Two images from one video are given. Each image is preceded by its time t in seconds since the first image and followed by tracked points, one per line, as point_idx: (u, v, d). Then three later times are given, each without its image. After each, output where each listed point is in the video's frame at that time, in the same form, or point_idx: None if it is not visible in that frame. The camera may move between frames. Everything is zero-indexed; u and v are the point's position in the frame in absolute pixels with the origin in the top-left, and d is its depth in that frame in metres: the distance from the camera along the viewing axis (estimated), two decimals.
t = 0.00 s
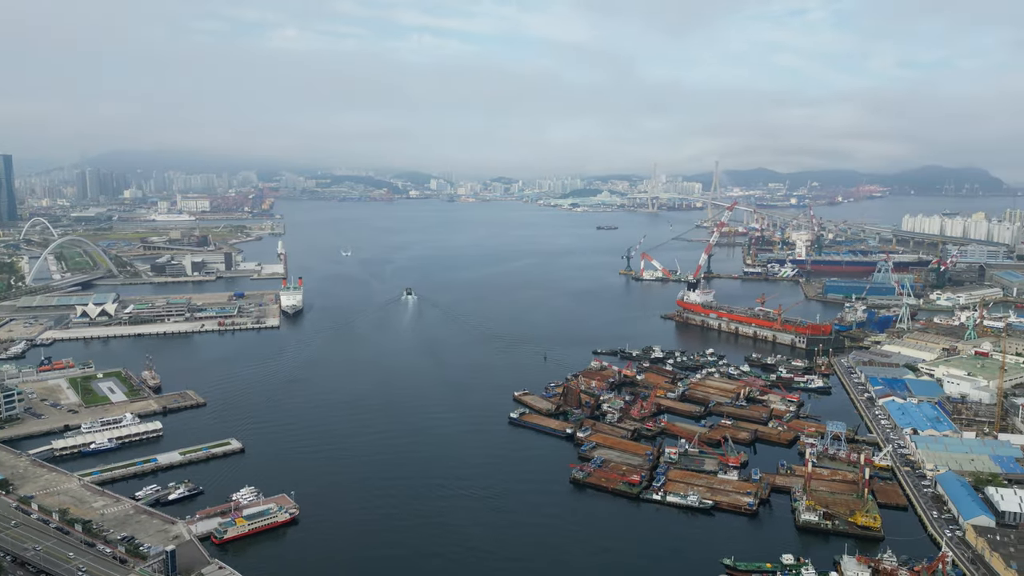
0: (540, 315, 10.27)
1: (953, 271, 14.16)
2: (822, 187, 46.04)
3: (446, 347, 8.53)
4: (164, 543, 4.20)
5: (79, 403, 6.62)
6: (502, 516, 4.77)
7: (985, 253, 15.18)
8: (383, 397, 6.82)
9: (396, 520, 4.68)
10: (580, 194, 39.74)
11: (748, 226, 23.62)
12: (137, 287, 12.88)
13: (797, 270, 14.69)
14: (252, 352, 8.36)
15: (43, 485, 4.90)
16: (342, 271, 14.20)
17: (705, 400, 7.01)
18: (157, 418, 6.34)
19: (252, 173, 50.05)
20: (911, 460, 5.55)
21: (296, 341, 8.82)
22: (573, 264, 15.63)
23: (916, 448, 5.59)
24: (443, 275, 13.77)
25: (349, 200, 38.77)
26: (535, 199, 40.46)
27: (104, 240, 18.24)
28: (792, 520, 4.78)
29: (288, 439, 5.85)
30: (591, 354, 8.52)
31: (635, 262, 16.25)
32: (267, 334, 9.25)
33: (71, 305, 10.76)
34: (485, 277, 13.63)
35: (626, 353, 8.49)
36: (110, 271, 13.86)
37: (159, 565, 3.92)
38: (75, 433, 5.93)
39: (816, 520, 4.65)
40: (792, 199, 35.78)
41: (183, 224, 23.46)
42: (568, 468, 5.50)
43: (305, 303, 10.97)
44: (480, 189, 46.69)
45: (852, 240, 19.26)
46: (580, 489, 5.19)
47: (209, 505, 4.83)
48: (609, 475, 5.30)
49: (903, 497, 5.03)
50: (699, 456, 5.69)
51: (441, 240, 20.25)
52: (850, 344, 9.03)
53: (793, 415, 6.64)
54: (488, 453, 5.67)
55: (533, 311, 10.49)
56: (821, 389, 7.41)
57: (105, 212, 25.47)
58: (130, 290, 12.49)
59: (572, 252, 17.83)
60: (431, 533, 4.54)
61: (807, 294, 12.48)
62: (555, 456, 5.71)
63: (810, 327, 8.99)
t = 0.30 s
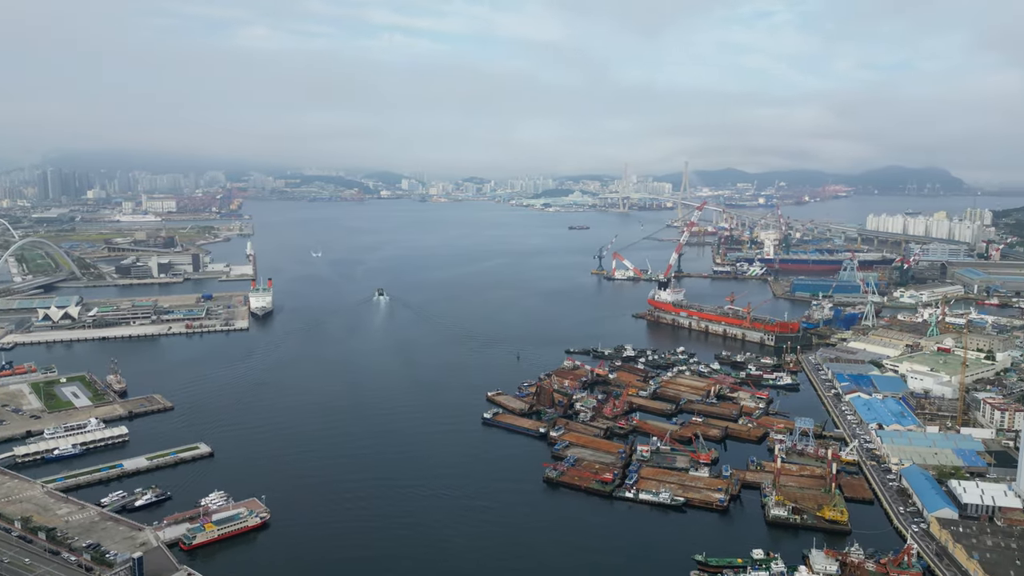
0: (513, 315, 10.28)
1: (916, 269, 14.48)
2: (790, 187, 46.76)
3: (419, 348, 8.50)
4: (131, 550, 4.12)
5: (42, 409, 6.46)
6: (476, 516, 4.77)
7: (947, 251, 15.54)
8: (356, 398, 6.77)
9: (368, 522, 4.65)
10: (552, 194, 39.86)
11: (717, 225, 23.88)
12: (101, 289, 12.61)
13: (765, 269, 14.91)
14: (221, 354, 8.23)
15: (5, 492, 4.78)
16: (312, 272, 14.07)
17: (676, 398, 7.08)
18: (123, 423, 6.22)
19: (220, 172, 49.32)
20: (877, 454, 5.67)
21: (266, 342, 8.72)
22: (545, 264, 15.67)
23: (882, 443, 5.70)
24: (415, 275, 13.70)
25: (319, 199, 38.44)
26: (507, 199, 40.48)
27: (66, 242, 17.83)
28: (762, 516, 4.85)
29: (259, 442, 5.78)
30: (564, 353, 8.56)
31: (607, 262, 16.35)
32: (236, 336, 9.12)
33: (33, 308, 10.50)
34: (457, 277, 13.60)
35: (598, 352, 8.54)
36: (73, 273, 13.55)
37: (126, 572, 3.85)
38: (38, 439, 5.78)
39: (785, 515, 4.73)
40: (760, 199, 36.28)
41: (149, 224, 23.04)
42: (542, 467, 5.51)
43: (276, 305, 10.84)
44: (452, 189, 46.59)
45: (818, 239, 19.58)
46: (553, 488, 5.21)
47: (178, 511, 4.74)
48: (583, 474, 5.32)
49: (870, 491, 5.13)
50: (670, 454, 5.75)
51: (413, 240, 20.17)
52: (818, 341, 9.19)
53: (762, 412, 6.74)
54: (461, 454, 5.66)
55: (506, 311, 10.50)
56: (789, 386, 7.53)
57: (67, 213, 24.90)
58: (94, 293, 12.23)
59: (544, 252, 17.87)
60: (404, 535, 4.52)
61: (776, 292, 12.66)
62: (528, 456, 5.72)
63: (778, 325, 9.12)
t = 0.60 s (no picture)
0: (486, 314, 10.27)
1: (881, 267, 14.78)
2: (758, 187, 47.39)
3: (391, 348, 8.45)
4: (97, 558, 4.04)
5: (3, 415, 6.29)
6: (449, 517, 4.76)
7: (910, 249, 15.88)
8: (327, 399, 6.72)
9: (340, 524, 4.62)
10: (524, 194, 39.94)
11: (688, 225, 24.13)
12: (64, 292, 12.33)
13: (734, 268, 15.09)
14: (189, 357, 8.10)
15: None
16: (283, 273, 13.91)
17: (648, 396, 7.14)
18: (87, 428, 6.08)
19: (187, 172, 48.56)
20: (844, 449, 5.77)
21: (235, 345, 8.61)
22: (517, 264, 15.69)
23: (848, 438, 5.82)
24: (387, 276, 13.61)
25: (289, 200, 38.06)
26: (479, 199, 40.44)
27: (28, 243, 17.40)
28: (733, 512, 4.91)
29: (229, 446, 5.70)
30: (536, 353, 8.58)
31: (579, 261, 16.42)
32: (205, 339, 8.98)
33: None
34: (429, 277, 13.55)
35: (571, 352, 8.57)
36: (35, 276, 13.24)
37: None
38: None
39: (756, 510, 4.80)
40: (730, 199, 36.73)
41: (114, 225, 22.59)
42: (515, 467, 5.52)
43: (245, 307, 10.70)
44: (424, 190, 46.43)
45: (786, 239, 19.89)
46: (527, 487, 5.22)
47: (145, 517, 4.66)
48: (556, 472, 5.34)
49: (838, 485, 5.23)
50: (643, 451, 5.79)
51: (384, 240, 20.05)
52: (786, 338, 9.33)
53: (732, 409, 6.82)
54: (434, 455, 5.64)
55: (478, 311, 10.50)
56: (759, 383, 7.64)
57: (28, 214, 24.30)
58: (56, 296, 11.95)
59: (516, 252, 17.89)
60: (377, 537, 4.48)
61: (745, 290, 12.83)
62: (502, 456, 5.72)
63: (748, 322, 9.19)
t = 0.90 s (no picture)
0: (459, 314, 10.26)
1: (847, 265, 15.06)
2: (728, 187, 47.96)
3: (364, 349, 8.40)
4: (63, 566, 3.95)
5: None
6: (423, 518, 4.73)
7: (875, 248, 16.19)
8: (299, 401, 6.65)
9: (313, 527, 4.57)
10: (496, 194, 39.93)
11: (659, 224, 24.34)
12: (26, 295, 12.03)
13: (705, 267, 15.25)
14: (156, 360, 7.97)
15: None
16: (253, 274, 13.73)
17: (621, 394, 7.18)
18: (51, 434, 5.94)
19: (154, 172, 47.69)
20: (813, 445, 5.87)
21: (204, 347, 8.48)
22: (490, 264, 15.68)
23: (817, 434, 5.91)
24: (359, 276, 13.51)
25: (259, 200, 37.58)
26: (452, 199, 40.34)
27: None
28: (705, 508, 4.97)
29: (199, 450, 5.62)
30: (509, 353, 8.58)
31: (551, 261, 16.46)
32: (173, 341, 8.84)
33: None
34: (402, 277, 13.48)
35: (545, 351, 8.59)
36: None
37: None
38: None
39: (727, 506, 4.86)
40: (700, 199, 37.09)
41: (78, 227, 22.11)
42: (490, 467, 5.52)
43: (214, 308, 10.54)
44: (396, 189, 46.19)
45: (755, 238, 20.16)
46: (501, 487, 5.22)
47: (112, 523, 4.57)
48: (530, 472, 5.35)
49: (807, 480, 5.31)
50: (616, 450, 5.83)
51: (356, 241, 19.89)
52: (756, 336, 9.46)
53: (704, 406, 6.90)
54: (408, 456, 5.61)
55: (452, 311, 10.48)
56: (730, 380, 7.73)
57: None
58: (18, 299, 11.65)
59: (489, 252, 17.88)
60: (350, 540, 4.44)
61: (715, 289, 12.98)
62: (476, 456, 5.71)
63: (718, 322, 9.30)
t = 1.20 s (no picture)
0: (433, 315, 10.22)
1: (816, 264, 15.30)
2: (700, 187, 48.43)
3: (336, 351, 8.33)
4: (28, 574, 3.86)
5: None
6: (398, 519, 4.71)
7: (843, 246, 16.47)
8: (271, 404, 6.57)
9: (285, 531, 4.52)
10: (470, 194, 39.87)
11: (632, 224, 24.49)
12: None
13: (677, 266, 15.38)
14: (124, 364, 7.82)
15: None
16: (223, 275, 13.54)
17: (595, 393, 7.22)
18: (14, 440, 5.80)
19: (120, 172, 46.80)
20: (783, 441, 5.96)
21: (173, 350, 8.34)
22: (463, 264, 15.65)
23: (788, 430, 6.00)
24: (332, 277, 13.40)
25: (228, 200, 37.07)
26: (425, 199, 40.18)
27: None
28: (678, 505, 5.02)
29: (168, 454, 5.53)
30: (483, 353, 8.57)
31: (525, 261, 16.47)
32: (141, 344, 8.68)
33: None
34: (375, 278, 13.39)
35: (519, 351, 8.60)
36: None
37: None
38: None
39: (700, 503, 4.91)
40: (672, 199, 37.39)
41: (41, 228, 21.62)
42: (465, 467, 5.51)
43: (183, 310, 10.38)
44: (369, 189, 45.87)
45: (726, 237, 20.37)
46: (476, 487, 5.21)
47: (79, 531, 4.47)
48: (505, 472, 5.35)
49: (778, 476, 5.39)
50: (590, 449, 5.86)
51: (328, 241, 19.71)
52: (727, 335, 9.57)
53: (677, 404, 6.96)
54: (382, 457, 5.57)
55: (425, 312, 10.44)
56: (702, 377, 7.81)
57: None
58: None
59: (463, 252, 17.85)
60: (323, 542, 4.40)
61: (688, 288, 13.10)
62: (451, 457, 5.70)
63: (690, 320, 9.42)
